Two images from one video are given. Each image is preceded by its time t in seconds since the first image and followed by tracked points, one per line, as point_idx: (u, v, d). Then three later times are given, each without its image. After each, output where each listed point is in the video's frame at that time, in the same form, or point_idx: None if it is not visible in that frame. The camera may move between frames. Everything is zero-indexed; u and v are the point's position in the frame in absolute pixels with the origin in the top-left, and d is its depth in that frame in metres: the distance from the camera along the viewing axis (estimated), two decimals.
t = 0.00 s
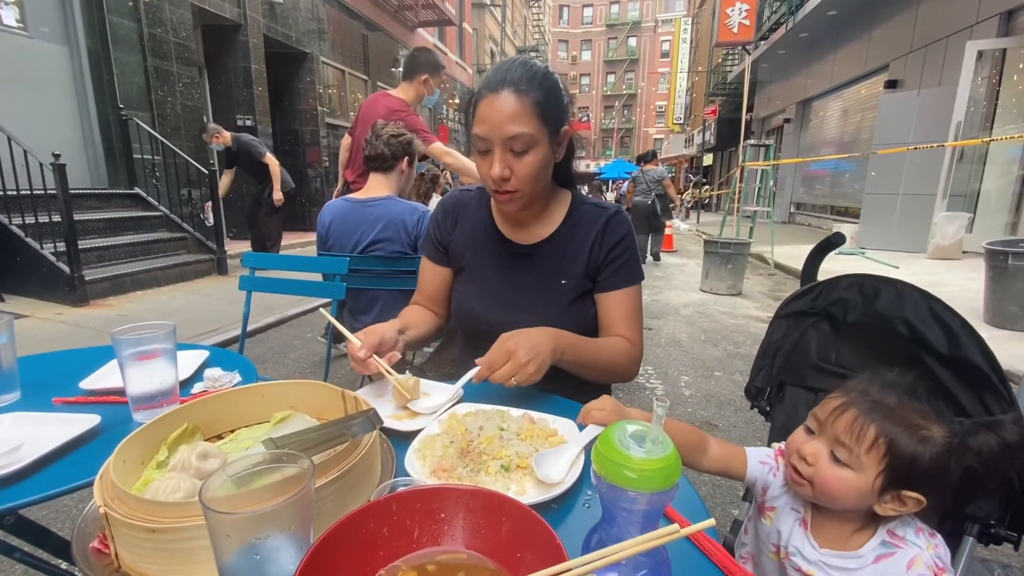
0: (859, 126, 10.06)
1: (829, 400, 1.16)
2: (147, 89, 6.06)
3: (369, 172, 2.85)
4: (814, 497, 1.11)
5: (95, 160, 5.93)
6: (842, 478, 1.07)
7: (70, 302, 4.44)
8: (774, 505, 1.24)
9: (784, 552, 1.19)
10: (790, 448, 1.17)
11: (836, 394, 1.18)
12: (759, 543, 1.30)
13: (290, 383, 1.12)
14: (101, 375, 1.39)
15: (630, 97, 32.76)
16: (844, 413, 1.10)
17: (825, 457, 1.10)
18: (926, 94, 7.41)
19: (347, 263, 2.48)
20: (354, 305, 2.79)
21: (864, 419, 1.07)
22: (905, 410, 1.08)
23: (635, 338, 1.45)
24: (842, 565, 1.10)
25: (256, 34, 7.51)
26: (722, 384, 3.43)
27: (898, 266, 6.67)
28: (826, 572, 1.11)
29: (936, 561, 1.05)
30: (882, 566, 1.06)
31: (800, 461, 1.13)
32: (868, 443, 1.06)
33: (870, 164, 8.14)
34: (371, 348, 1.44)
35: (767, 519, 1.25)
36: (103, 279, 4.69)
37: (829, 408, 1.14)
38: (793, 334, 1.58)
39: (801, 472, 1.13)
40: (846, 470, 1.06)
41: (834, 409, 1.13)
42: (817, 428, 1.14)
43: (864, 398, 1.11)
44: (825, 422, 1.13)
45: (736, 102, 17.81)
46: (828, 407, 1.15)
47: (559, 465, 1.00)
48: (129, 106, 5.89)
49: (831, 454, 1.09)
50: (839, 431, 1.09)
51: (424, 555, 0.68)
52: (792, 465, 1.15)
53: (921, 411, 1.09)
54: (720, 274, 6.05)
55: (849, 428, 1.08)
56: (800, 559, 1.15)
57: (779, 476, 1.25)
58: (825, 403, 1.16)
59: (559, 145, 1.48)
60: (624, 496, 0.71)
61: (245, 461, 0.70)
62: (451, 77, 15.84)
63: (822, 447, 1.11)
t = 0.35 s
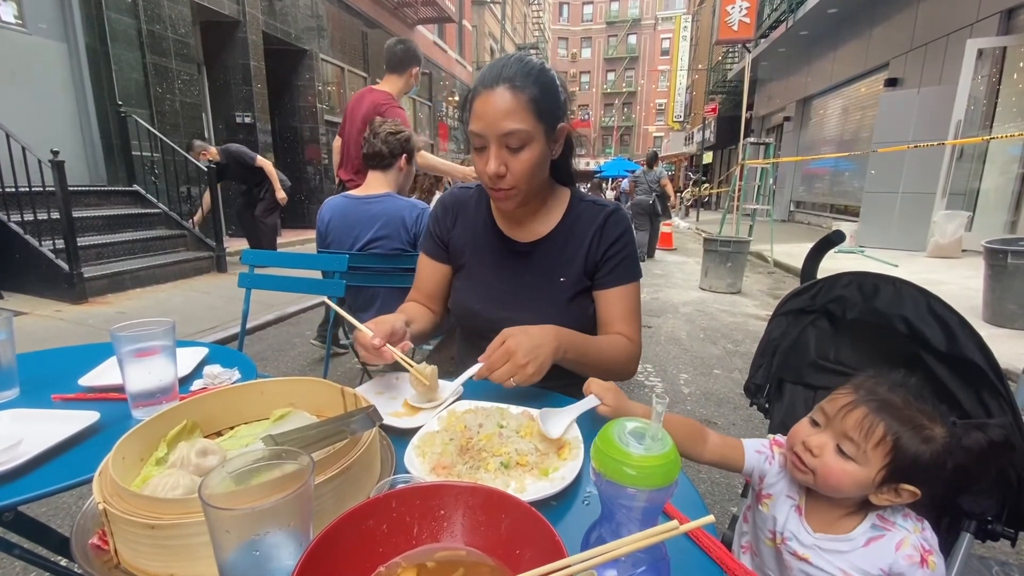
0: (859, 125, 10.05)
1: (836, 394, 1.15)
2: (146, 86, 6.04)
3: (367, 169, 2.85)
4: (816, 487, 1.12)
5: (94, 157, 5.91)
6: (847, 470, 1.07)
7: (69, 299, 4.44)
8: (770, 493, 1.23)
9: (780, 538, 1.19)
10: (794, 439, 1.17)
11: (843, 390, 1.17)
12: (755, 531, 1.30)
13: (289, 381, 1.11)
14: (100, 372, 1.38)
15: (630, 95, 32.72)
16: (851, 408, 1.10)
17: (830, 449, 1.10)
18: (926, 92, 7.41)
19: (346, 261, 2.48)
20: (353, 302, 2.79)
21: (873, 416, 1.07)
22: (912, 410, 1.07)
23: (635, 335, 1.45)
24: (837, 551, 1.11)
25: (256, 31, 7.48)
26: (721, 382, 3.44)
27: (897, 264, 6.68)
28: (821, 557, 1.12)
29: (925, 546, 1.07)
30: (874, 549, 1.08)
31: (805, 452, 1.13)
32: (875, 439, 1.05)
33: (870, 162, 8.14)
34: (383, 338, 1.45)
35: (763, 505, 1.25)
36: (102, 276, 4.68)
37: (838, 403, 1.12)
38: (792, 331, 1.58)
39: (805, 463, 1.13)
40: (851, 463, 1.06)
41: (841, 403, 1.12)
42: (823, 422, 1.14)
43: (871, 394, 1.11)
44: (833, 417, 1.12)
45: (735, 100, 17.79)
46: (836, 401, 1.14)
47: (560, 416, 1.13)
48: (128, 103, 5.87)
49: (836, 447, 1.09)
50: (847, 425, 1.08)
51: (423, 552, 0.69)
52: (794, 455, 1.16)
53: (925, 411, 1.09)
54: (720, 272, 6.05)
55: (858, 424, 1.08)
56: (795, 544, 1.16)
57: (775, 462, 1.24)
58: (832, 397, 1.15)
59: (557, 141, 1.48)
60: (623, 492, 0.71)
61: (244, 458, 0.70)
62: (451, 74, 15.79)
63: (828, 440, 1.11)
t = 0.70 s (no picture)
0: (859, 123, 10.05)
1: (829, 384, 1.17)
2: (145, 83, 6.03)
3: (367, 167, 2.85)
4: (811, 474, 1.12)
5: (93, 153, 5.90)
6: (838, 455, 1.08)
7: (68, 296, 4.43)
8: (765, 486, 1.24)
9: (778, 531, 1.19)
10: (789, 425, 1.19)
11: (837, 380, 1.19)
12: (753, 526, 1.29)
13: (289, 378, 1.11)
14: (100, 368, 1.38)
15: (630, 93, 32.67)
16: (842, 395, 1.12)
17: (823, 435, 1.11)
18: (926, 91, 7.40)
19: (346, 257, 2.48)
20: (354, 300, 2.78)
21: (862, 402, 1.09)
22: (901, 396, 1.09)
23: (638, 330, 1.45)
24: (835, 543, 1.11)
25: (255, 28, 7.46)
26: (721, 380, 3.44)
27: (897, 262, 6.68)
28: (819, 549, 1.13)
29: (922, 536, 1.07)
30: (872, 541, 1.08)
31: (799, 439, 1.15)
32: (865, 423, 1.07)
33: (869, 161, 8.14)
34: (381, 337, 1.46)
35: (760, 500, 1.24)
36: (102, 273, 4.68)
37: (830, 390, 1.15)
38: (793, 329, 1.58)
39: (799, 450, 1.14)
40: (843, 447, 1.08)
41: (834, 391, 1.14)
42: (817, 409, 1.16)
43: (862, 381, 1.13)
44: (825, 403, 1.14)
45: (736, 98, 17.77)
46: (829, 389, 1.16)
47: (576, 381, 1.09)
48: (127, 100, 5.86)
49: (829, 432, 1.11)
50: (839, 410, 1.10)
51: (424, 548, 0.69)
52: (789, 442, 1.17)
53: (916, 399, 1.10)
54: (719, 270, 6.06)
55: (849, 409, 1.10)
56: (794, 537, 1.16)
57: (768, 455, 1.26)
58: (826, 385, 1.17)
59: (553, 138, 1.48)
60: (624, 489, 0.71)
61: (246, 455, 0.70)
62: (450, 71, 15.76)
63: (821, 425, 1.12)
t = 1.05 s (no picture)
0: (859, 122, 10.05)
1: (834, 381, 1.17)
2: (144, 80, 6.02)
3: (366, 164, 2.85)
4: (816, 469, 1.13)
5: (92, 151, 5.89)
6: (844, 449, 1.08)
7: (68, 294, 4.43)
8: (766, 484, 1.25)
9: (780, 528, 1.20)
10: (794, 422, 1.18)
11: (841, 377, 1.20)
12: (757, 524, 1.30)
13: (291, 376, 1.11)
14: (101, 366, 1.38)
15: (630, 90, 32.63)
16: (847, 391, 1.12)
17: (828, 430, 1.12)
18: (926, 89, 7.40)
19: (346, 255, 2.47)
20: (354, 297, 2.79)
21: (869, 398, 1.10)
22: (904, 390, 1.10)
23: (638, 328, 1.45)
24: (839, 537, 1.12)
25: (254, 25, 7.43)
26: (720, 379, 3.45)
27: (897, 261, 6.68)
28: (824, 544, 1.13)
29: (928, 531, 1.08)
30: (876, 537, 1.09)
31: (804, 433, 1.15)
32: (869, 418, 1.08)
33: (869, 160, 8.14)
34: (370, 326, 1.47)
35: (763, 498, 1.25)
36: (101, 271, 4.67)
37: (834, 386, 1.16)
38: (792, 328, 1.58)
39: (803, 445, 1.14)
40: (848, 442, 1.08)
41: (838, 387, 1.15)
42: (822, 405, 1.16)
43: (864, 377, 1.14)
44: (830, 399, 1.15)
45: (736, 96, 17.75)
46: (834, 386, 1.16)
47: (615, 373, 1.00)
48: (126, 97, 5.85)
49: (834, 428, 1.11)
50: (844, 406, 1.11)
51: (426, 547, 0.69)
52: (793, 439, 1.16)
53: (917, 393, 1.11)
54: (719, 268, 6.06)
55: (853, 404, 1.10)
56: (797, 533, 1.17)
57: (765, 453, 1.27)
58: (830, 382, 1.18)
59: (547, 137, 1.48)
60: (625, 487, 0.71)
61: (247, 452, 0.70)
62: (450, 68, 15.71)
63: (826, 421, 1.13)
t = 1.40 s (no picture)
0: (858, 120, 10.05)
1: (856, 362, 1.19)
2: (143, 76, 6.00)
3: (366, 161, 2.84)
4: (844, 447, 1.15)
5: (90, 148, 5.88)
6: (879, 426, 1.10)
7: (67, 291, 4.42)
8: (777, 460, 1.30)
9: (789, 499, 1.24)
10: (825, 405, 1.19)
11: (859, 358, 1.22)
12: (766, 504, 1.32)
13: (291, 373, 1.12)
14: (100, 363, 1.38)
15: (630, 88, 32.59)
16: (874, 370, 1.14)
17: (862, 410, 1.13)
18: (927, 87, 7.38)
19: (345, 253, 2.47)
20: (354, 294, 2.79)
21: (897, 376, 1.12)
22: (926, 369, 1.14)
23: (641, 323, 1.44)
24: (846, 505, 1.17)
25: (253, 21, 7.39)
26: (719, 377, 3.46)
27: (897, 260, 6.69)
28: (830, 511, 1.18)
29: (927, 500, 1.12)
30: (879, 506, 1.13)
31: (837, 415, 1.15)
32: (902, 395, 1.10)
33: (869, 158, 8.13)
34: (348, 309, 1.48)
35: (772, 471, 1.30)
36: (100, 268, 4.67)
37: (861, 368, 1.17)
38: (791, 326, 1.59)
39: (837, 426, 1.15)
40: (885, 419, 1.10)
41: (864, 368, 1.17)
42: (848, 387, 1.17)
43: (890, 356, 1.16)
44: (858, 380, 1.15)
45: (736, 94, 17.73)
46: (857, 367, 1.18)
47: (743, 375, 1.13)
48: (124, 94, 5.83)
49: (867, 406, 1.13)
50: (876, 385, 1.12)
51: (426, 543, 0.69)
52: (826, 421, 1.18)
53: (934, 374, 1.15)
54: (719, 266, 6.06)
55: (885, 384, 1.12)
56: (806, 501, 1.21)
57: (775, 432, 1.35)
58: (853, 364, 1.20)
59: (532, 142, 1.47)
60: (625, 484, 0.71)
61: (247, 450, 0.70)
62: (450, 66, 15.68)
63: (859, 402, 1.14)
